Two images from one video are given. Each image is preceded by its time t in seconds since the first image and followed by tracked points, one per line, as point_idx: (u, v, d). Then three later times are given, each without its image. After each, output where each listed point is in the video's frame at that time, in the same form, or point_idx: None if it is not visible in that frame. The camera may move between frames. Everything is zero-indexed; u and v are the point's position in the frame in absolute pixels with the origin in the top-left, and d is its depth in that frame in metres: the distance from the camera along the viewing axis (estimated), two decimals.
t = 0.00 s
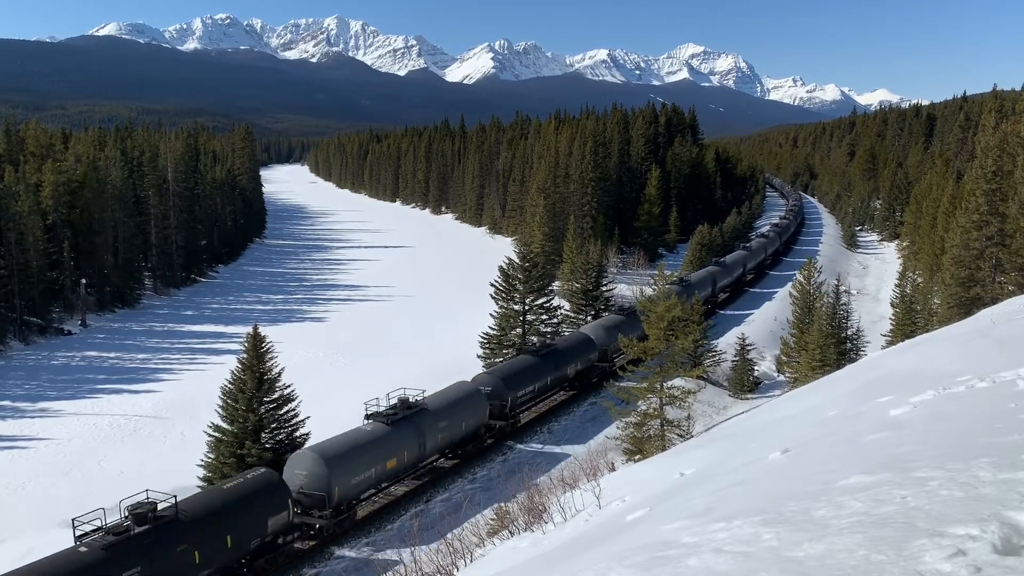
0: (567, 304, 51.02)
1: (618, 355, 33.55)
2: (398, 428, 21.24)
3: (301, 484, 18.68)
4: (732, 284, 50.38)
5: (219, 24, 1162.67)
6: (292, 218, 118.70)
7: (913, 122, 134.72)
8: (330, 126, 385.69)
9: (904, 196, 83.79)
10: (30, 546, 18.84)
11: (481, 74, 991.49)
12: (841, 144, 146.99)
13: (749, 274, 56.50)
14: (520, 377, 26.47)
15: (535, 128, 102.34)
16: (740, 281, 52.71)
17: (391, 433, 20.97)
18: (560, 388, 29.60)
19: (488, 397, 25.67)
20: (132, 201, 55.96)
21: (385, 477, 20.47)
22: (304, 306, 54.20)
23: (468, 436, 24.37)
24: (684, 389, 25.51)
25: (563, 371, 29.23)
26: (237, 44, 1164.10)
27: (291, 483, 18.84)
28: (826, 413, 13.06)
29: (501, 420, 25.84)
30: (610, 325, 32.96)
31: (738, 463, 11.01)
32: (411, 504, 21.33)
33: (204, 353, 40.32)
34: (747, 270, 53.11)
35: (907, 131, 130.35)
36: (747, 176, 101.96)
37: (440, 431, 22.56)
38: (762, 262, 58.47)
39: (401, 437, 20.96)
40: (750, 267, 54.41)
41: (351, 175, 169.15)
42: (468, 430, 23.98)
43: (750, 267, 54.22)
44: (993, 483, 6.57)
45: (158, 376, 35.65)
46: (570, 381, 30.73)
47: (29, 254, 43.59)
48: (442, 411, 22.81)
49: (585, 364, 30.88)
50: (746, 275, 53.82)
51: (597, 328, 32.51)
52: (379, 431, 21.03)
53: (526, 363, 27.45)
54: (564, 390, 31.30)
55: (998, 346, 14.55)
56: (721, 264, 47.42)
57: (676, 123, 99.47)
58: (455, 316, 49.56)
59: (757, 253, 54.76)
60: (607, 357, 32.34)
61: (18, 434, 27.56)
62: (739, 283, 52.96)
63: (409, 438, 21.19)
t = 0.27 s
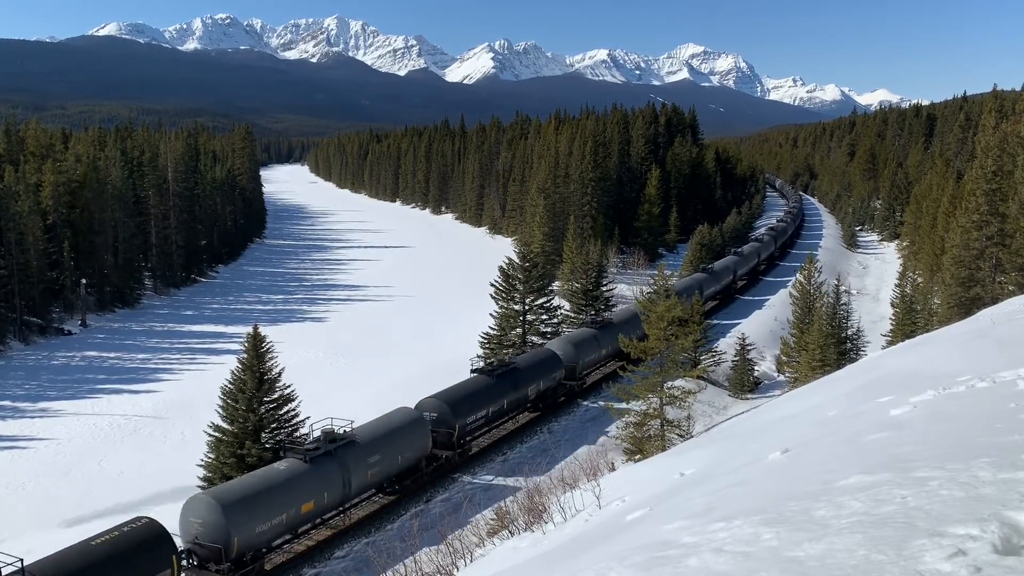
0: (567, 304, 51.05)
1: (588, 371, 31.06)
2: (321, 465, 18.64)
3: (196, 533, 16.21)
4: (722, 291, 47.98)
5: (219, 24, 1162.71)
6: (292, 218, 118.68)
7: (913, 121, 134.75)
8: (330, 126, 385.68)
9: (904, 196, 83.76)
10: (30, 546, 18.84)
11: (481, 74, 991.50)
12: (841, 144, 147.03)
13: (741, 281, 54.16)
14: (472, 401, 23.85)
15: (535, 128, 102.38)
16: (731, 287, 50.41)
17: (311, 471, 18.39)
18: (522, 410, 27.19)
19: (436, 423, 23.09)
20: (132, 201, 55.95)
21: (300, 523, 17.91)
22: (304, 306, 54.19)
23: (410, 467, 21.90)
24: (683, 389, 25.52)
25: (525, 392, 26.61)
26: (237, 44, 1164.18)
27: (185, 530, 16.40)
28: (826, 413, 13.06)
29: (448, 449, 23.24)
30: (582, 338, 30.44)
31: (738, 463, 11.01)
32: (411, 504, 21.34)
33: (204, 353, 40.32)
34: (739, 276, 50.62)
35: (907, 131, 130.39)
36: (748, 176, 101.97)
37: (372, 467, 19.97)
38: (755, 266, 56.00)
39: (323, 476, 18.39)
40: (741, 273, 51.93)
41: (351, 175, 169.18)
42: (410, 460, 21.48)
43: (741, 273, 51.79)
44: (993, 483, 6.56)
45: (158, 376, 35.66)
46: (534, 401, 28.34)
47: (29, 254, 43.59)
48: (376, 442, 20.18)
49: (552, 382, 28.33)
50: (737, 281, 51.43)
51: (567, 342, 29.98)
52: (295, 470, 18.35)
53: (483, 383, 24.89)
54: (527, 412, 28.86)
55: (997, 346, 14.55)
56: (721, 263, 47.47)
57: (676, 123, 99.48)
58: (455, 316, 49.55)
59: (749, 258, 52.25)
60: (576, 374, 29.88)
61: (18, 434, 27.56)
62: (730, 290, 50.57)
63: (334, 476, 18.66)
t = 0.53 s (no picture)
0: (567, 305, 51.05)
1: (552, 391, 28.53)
2: (215, 512, 16.08)
3: None
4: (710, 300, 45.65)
5: (219, 24, 1162.54)
6: (292, 218, 118.69)
7: (913, 121, 134.78)
8: (330, 126, 385.62)
9: (904, 196, 83.76)
10: (30, 546, 18.84)
11: (480, 74, 991.37)
12: (841, 145, 147.10)
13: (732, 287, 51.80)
14: (410, 431, 21.34)
15: (536, 129, 102.37)
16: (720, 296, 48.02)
17: (202, 519, 15.79)
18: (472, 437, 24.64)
19: (368, 456, 20.51)
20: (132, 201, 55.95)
21: None
22: (304, 306, 54.21)
23: (331, 510, 19.16)
24: (683, 389, 25.51)
25: (472, 420, 23.99)
26: (237, 44, 1164.07)
27: None
28: (826, 413, 13.05)
29: (380, 485, 20.76)
30: (545, 356, 28.01)
31: (739, 463, 11.01)
32: (411, 504, 21.35)
33: (204, 353, 40.32)
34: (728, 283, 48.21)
35: (907, 131, 130.43)
36: (747, 176, 101.99)
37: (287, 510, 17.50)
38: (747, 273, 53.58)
39: (220, 526, 15.82)
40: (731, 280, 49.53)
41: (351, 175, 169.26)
42: (334, 500, 18.88)
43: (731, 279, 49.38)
44: (993, 483, 6.56)
45: (158, 376, 35.66)
46: (489, 426, 26.02)
47: (29, 254, 43.59)
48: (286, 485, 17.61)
49: (506, 408, 25.77)
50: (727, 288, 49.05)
51: (527, 361, 27.51)
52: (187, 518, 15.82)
53: (427, 410, 22.57)
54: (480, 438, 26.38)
55: (997, 346, 14.56)
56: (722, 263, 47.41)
57: (676, 123, 99.50)
58: (455, 316, 49.55)
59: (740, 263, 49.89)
60: (537, 396, 27.35)
61: (18, 434, 27.56)
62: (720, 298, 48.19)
63: (230, 528, 16.00)
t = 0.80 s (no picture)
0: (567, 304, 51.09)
1: (508, 414, 25.88)
2: None
3: None
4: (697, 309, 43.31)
5: (219, 24, 1162.36)
6: (292, 218, 118.73)
7: (913, 122, 134.81)
8: (330, 126, 385.44)
9: (904, 196, 83.73)
10: (30, 546, 18.83)
11: (480, 74, 991.30)
12: (841, 145, 147.10)
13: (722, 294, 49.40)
14: (335, 467, 18.75)
15: (535, 129, 102.38)
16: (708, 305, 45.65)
17: None
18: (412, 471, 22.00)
19: (282, 498, 17.81)
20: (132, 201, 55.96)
21: None
22: (304, 306, 54.21)
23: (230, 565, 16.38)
24: (683, 389, 25.51)
25: (409, 453, 21.35)
26: (237, 44, 1163.90)
27: None
28: (826, 413, 13.05)
29: (294, 531, 18.11)
30: (500, 378, 25.42)
31: (739, 463, 11.01)
32: (411, 504, 21.35)
33: (205, 353, 40.31)
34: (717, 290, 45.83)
35: (907, 131, 130.50)
36: (747, 176, 102.01)
37: (221, 545, 15.85)
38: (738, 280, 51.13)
39: None
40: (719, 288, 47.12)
41: (351, 176, 169.27)
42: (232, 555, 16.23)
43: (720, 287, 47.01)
44: (994, 483, 6.55)
45: (158, 376, 35.66)
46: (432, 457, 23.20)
47: (28, 254, 43.58)
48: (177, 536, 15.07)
49: (450, 436, 23.05)
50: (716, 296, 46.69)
51: (480, 384, 24.92)
52: None
53: (357, 442, 19.97)
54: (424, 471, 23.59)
55: (996, 345, 14.58)
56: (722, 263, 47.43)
57: (676, 123, 99.51)
58: (455, 316, 49.55)
59: (729, 270, 47.53)
60: (491, 421, 24.81)
61: (19, 434, 27.56)
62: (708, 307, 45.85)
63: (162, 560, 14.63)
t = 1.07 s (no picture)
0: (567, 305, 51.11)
1: (457, 443, 23.40)
2: None
3: None
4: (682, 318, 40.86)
5: (219, 24, 1162.67)
6: (292, 218, 118.75)
7: (913, 122, 134.84)
8: (330, 126, 385.42)
9: (904, 196, 83.74)
10: (30, 546, 18.84)
11: (480, 74, 991.21)
12: (841, 145, 147.07)
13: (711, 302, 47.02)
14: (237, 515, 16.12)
15: (535, 129, 102.38)
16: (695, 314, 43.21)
17: None
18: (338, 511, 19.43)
19: (170, 551, 15.24)
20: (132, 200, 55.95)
21: None
22: (305, 306, 54.21)
23: None
24: (684, 389, 25.51)
25: (331, 493, 18.70)
26: (237, 44, 1163.85)
27: None
28: (826, 413, 13.05)
29: None
30: (447, 403, 22.85)
31: (738, 463, 11.01)
32: (411, 504, 21.35)
33: (205, 353, 40.31)
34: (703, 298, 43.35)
35: (907, 131, 130.55)
36: (748, 176, 101.98)
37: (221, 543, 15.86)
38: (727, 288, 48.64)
39: None
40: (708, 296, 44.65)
41: (351, 176, 169.22)
42: None
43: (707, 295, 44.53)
44: (993, 484, 6.56)
45: (158, 376, 35.65)
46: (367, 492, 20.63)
47: (29, 254, 43.59)
48: None
49: (382, 471, 20.37)
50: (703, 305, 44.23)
51: (425, 409, 22.33)
52: None
53: (268, 483, 17.33)
54: (359, 506, 21.07)
55: (996, 346, 14.57)
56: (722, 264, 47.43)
57: (676, 123, 99.51)
58: (455, 316, 49.54)
59: (718, 277, 45.10)
60: (435, 452, 22.37)
61: (19, 434, 27.56)
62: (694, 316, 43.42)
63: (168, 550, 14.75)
